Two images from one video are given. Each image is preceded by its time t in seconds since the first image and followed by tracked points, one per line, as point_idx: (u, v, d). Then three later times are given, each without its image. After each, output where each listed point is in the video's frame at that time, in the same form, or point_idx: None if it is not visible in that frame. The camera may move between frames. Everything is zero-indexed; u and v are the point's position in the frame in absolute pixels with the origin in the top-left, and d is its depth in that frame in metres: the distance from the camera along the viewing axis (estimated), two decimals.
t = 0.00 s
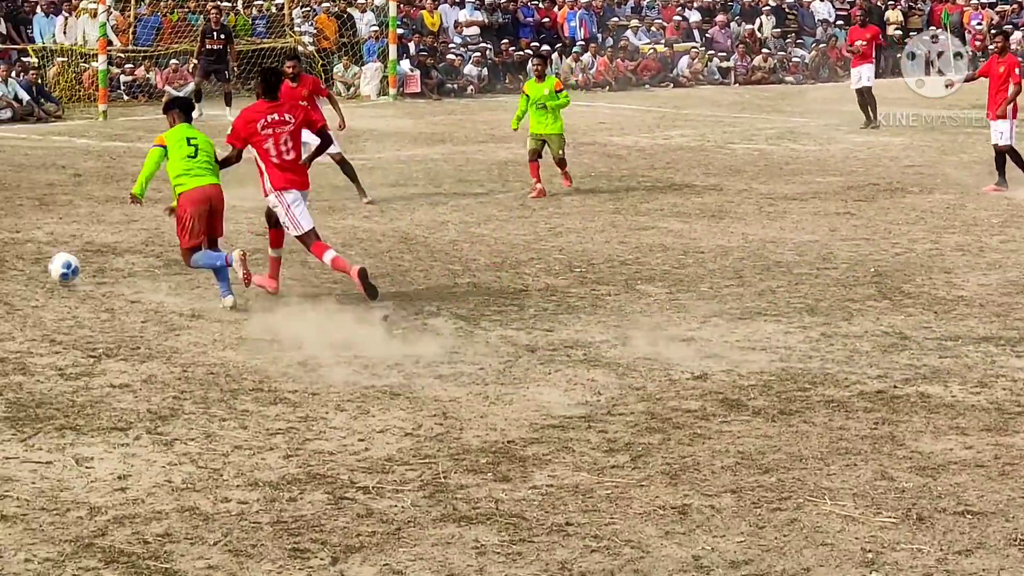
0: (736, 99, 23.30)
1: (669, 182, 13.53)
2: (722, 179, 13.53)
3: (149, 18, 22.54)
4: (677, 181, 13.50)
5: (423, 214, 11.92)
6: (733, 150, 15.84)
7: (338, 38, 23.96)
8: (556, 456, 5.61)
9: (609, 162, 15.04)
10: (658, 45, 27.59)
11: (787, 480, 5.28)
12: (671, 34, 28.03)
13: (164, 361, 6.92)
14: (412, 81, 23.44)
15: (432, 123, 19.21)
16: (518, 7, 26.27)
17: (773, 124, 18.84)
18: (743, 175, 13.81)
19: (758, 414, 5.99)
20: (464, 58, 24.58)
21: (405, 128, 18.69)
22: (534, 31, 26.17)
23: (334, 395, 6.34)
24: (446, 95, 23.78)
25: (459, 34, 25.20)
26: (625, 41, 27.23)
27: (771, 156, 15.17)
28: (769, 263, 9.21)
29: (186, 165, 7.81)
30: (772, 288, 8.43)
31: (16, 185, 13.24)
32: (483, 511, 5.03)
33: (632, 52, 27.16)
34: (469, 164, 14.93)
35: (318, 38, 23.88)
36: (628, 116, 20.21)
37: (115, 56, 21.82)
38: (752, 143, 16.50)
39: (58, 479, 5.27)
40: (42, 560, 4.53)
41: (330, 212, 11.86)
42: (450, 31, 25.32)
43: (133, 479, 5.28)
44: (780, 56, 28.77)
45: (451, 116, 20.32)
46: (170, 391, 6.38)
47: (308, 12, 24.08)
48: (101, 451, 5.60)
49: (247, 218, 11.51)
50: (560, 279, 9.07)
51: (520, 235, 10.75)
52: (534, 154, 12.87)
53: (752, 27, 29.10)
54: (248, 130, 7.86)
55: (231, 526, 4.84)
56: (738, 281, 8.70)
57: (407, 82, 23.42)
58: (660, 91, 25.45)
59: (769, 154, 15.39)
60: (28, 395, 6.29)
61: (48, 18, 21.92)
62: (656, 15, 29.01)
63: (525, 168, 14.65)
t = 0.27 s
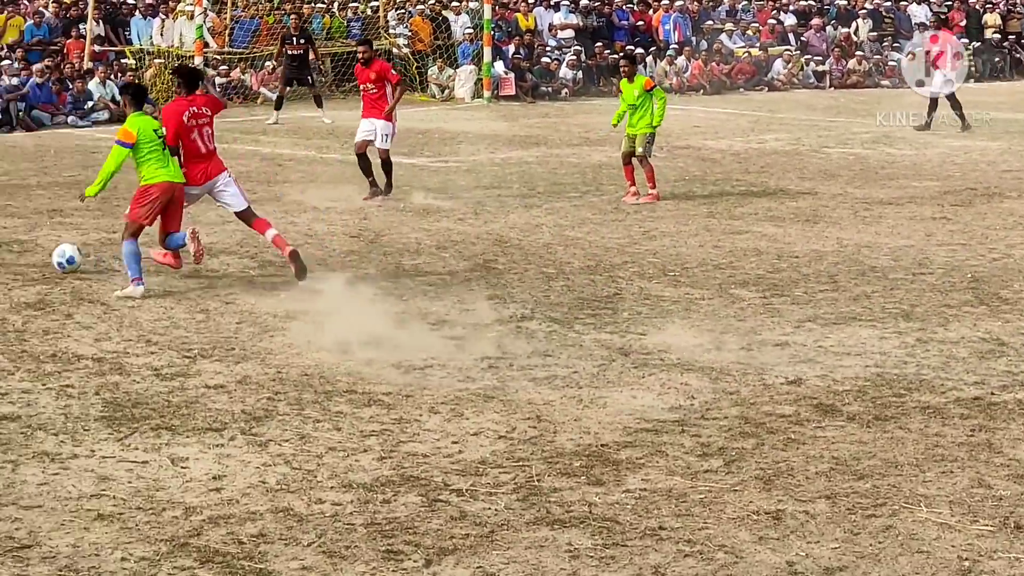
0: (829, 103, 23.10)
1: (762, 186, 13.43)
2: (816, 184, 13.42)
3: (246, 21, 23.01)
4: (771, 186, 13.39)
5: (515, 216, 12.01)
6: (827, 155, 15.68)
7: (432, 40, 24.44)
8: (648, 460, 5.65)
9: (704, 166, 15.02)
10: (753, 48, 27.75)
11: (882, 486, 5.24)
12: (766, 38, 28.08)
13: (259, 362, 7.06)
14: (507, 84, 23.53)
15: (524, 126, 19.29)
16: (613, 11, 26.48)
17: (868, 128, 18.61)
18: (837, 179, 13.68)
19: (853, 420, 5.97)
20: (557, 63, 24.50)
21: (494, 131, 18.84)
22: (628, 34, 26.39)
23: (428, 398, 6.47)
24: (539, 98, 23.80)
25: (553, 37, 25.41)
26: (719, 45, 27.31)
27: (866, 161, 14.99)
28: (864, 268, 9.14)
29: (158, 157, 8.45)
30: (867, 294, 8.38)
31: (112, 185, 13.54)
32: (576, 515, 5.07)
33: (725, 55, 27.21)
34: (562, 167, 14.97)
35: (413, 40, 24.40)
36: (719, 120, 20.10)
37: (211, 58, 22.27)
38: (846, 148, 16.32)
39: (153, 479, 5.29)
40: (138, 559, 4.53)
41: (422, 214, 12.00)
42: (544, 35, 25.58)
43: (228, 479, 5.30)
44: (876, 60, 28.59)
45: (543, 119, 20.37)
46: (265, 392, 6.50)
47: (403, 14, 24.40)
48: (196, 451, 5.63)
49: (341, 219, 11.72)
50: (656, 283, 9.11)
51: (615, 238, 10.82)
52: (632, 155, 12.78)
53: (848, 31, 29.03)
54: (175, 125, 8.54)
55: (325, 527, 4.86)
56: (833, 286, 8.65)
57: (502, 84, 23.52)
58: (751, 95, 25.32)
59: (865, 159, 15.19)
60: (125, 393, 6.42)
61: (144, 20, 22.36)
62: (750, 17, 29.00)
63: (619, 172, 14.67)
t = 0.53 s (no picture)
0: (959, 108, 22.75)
1: (888, 191, 13.28)
2: (944, 189, 13.24)
3: (373, 24, 23.52)
4: (897, 191, 13.23)
5: (639, 219, 12.06)
6: (955, 159, 15.44)
7: (557, 43, 24.72)
8: (772, 465, 5.69)
9: (828, 170, 14.90)
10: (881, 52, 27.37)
11: (1010, 496, 5.21)
12: (893, 41, 27.70)
13: (383, 364, 7.22)
14: (632, 88, 23.51)
15: (648, 129, 19.32)
16: (739, 14, 26.39)
17: (999, 133, 18.28)
18: (966, 184, 13.48)
19: (980, 429, 6.00)
20: (682, 69, 24.37)
21: (616, 134, 18.87)
22: (754, 38, 26.26)
23: (551, 401, 6.60)
24: (663, 102, 23.67)
25: (679, 40, 25.33)
26: (846, 49, 27.06)
27: (995, 166, 14.74)
28: (992, 275, 9.07)
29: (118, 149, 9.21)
30: (994, 301, 8.35)
31: (240, 187, 13.89)
32: (699, 520, 5.09)
33: (852, 59, 26.95)
34: (685, 170, 14.97)
35: (538, 43, 24.79)
36: (845, 124, 19.90)
37: (335, 60, 23.08)
38: (975, 152, 16.04)
39: (278, 479, 5.41)
40: (262, 558, 4.64)
41: (546, 216, 12.11)
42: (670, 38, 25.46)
43: (353, 480, 5.41)
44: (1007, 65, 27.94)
45: (668, 123, 20.34)
46: (389, 394, 6.65)
47: (528, 17, 24.82)
48: (320, 452, 5.77)
49: (465, 221, 11.88)
50: (779, 287, 9.09)
51: (738, 242, 10.78)
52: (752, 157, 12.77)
53: (978, 34, 28.51)
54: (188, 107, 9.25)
55: (448, 529, 4.96)
56: (959, 293, 8.61)
57: (626, 88, 23.51)
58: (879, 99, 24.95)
59: (993, 164, 14.93)
60: (251, 393, 6.61)
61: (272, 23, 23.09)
62: (877, 20, 28.64)
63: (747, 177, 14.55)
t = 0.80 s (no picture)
0: None
1: (982, 194, 13.14)
2: None
3: (463, 28, 23.83)
4: (990, 194, 13.09)
5: (729, 222, 12.04)
6: None
7: (648, 47, 24.53)
8: (864, 471, 5.70)
9: (920, 173, 14.76)
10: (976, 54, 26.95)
11: None
12: (989, 44, 27.26)
13: (473, 367, 7.31)
14: (722, 92, 23.26)
15: (738, 133, 19.28)
16: (830, 18, 26.35)
17: None
18: None
19: None
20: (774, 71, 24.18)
21: (705, 138, 18.80)
22: (845, 41, 26.22)
23: (641, 405, 6.65)
24: (754, 106, 23.50)
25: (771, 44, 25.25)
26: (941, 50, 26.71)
27: None
28: None
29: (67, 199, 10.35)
30: None
31: (330, 191, 14.10)
32: (790, 525, 5.10)
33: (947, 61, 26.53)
34: (776, 174, 14.92)
35: (628, 47, 24.77)
36: (939, 127, 19.70)
37: (425, 63, 23.49)
38: None
39: (368, 482, 5.51)
40: (352, 561, 4.72)
41: (636, 220, 12.14)
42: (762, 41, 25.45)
43: (442, 483, 5.50)
44: None
45: (758, 126, 20.27)
46: (479, 398, 6.74)
47: (618, 20, 25.08)
48: (410, 456, 5.86)
49: (555, 225, 11.95)
50: (871, 292, 9.04)
51: (829, 247, 10.70)
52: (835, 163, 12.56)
53: None
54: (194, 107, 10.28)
55: (538, 533, 5.02)
56: None
57: (716, 92, 23.27)
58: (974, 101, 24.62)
59: None
60: (340, 396, 6.74)
61: (362, 26, 23.54)
62: (971, 22, 28.27)
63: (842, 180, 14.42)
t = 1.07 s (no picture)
0: None
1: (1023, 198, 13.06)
2: None
3: (502, 31, 23.95)
4: None
5: (769, 226, 12.03)
6: None
7: (687, 49, 24.40)
8: (905, 475, 5.70)
9: (962, 176, 14.67)
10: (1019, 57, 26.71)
11: None
12: None
13: (513, 371, 7.35)
14: (762, 95, 23.17)
15: (778, 136, 19.24)
16: (871, 20, 26.08)
17: None
18: None
19: None
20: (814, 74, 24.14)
21: (745, 141, 18.76)
22: (886, 44, 26.00)
23: (681, 409, 6.65)
24: (794, 109, 23.42)
25: (811, 48, 25.15)
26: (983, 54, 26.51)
27: None
28: None
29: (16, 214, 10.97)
30: None
31: (370, 194, 14.19)
32: (830, 529, 5.11)
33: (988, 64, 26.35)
34: (816, 177, 14.87)
35: (668, 50, 24.63)
36: (981, 130, 19.59)
37: (466, 66, 23.51)
38: None
39: (407, 486, 5.56)
40: (391, 564, 4.77)
41: (676, 224, 12.13)
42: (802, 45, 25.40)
43: (481, 487, 5.53)
44: None
45: (797, 129, 20.22)
46: (519, 401, 6.77)
47: (659, 24, 24.94)
48: (450, 459, 5.91)
49: (595, 228, 11.96)
50: (912, 296, 9.02)
51: (869, 250, 10.66)
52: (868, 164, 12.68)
53: None
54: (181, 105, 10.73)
55: (578, 536, 5.05)
56: None
57: (756, 96, 23.14)
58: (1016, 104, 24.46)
59: None
60: (379, 399, 6.79)
61: (403, 29, 23.85)
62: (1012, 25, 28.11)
63: (884, 184, 14.36)
